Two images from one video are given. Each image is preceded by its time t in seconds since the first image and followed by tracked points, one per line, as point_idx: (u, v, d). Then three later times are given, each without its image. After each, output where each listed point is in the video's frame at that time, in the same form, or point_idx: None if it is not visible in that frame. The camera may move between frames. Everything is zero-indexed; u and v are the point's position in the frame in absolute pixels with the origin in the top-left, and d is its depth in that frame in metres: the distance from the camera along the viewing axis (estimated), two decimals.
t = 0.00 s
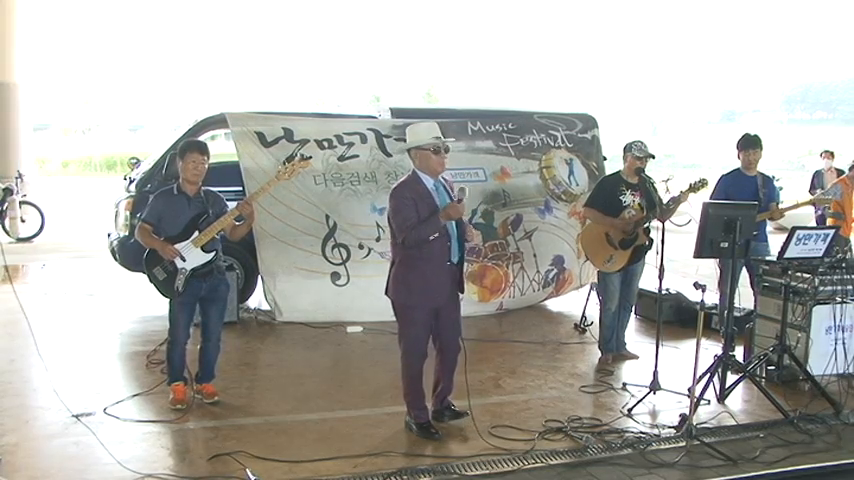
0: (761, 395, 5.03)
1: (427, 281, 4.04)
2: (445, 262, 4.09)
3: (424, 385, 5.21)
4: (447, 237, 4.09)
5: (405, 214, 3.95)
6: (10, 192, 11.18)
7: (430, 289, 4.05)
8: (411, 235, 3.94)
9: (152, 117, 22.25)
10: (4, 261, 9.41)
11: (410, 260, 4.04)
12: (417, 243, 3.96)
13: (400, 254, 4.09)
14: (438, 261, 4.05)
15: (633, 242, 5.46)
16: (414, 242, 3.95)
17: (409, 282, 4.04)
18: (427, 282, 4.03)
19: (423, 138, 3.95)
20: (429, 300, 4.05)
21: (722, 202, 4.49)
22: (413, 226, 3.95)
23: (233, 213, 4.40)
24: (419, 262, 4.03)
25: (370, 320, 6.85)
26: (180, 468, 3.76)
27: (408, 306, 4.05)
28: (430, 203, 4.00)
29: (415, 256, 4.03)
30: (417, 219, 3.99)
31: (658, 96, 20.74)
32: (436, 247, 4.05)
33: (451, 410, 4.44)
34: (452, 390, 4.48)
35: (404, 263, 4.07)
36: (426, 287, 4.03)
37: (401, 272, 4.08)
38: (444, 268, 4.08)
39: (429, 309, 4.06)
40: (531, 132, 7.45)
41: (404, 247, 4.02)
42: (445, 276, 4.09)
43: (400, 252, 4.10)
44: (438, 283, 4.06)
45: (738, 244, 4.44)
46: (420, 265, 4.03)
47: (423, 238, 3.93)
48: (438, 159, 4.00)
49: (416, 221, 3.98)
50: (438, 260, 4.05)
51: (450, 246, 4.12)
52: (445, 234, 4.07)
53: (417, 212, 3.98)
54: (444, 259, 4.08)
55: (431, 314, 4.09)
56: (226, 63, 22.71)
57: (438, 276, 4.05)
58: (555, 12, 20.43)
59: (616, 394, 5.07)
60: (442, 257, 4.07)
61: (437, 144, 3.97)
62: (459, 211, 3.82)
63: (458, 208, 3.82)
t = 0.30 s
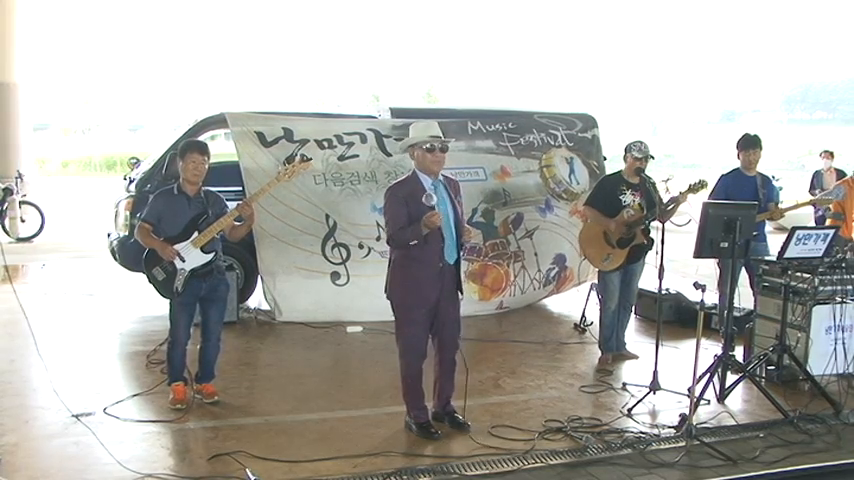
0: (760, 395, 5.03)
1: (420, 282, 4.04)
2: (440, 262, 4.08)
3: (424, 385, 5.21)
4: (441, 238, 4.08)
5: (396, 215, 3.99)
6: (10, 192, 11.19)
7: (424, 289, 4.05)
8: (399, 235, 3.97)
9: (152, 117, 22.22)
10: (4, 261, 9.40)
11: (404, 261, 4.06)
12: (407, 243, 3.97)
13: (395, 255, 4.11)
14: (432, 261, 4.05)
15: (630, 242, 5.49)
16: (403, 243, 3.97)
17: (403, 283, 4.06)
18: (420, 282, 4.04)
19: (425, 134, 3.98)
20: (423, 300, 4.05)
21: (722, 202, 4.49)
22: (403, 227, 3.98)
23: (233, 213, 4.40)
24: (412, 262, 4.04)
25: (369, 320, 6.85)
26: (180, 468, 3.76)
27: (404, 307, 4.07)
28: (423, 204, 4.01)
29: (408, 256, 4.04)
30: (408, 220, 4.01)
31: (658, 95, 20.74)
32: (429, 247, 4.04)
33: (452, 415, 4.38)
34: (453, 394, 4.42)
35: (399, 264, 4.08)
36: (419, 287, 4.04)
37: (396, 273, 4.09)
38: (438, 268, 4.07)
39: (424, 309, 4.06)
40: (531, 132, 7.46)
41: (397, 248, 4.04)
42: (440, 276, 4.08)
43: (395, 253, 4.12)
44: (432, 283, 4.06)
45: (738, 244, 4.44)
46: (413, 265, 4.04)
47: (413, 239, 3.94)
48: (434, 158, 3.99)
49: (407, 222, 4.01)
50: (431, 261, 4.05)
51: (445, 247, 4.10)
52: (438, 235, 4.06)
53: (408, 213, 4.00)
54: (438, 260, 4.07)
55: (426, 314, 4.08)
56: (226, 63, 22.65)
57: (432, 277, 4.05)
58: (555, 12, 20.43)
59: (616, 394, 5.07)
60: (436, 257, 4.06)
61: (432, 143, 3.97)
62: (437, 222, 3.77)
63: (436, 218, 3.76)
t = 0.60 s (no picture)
0: (760, 395, 5.04)
1: (417, 286, 4.04)
2: (437, 267, 4.08)
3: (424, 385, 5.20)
4: (437, 243, 4.07)
5: (393, 221, 4.01)
6: (10, 193, 11.18)
7: (421, 294, 4.05)
8: (395, 239, 3.99)
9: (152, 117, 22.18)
10: (4, 261, 9.40)
11: (401, 266, 4.07)
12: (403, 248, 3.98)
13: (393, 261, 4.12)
14: (428, 266, 4.05)
15: (625, 241, 5.47)
16: (399, 248, 3.99)
17: (401, 288, 4.07)
18: (417, 287, 4.04)
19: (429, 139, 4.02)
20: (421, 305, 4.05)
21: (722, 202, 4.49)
22: (399, 232, 4.00)
23: (233, 214, 4.40)
24: (408, 267, 4.04)
25: (369, 319, 6.85)
26: (180, 468, 3.76)
27: (403, 311, 4.07)
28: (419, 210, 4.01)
29: (405, 261, 4.05)
30: (405, 225, 4.02)
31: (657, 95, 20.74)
32: (426, 253, 4.04)
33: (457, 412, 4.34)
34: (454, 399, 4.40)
35: (397, 269, 4.10)
36: (415, 292, 4.04)
37: (394, 278, 4.11)
38: (435, 272, 4.07)
39: (421, 314, 4.06)
40: (531, 131, 7.47)
41: (394, 253, 4.06)
42: (437, 281, 4.08)
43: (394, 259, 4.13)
44: (429, 288, 4.05)
45: (738, 244, 4.44)
46: (409, 270, 4.05)
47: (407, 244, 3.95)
48: (433, 164, 3.98)
49: (404, 228, 4.03)
50: (427, 265, 4.04)
51: (442, 252, 4.09)
52: (435, 241, 4.06)
53: (404, 219, 4.02)
54: (435, 265, 4.07)
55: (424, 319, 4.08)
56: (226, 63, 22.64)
57: (429, 282, 4.05)
58: (554, 12, 20.42)
59: (615, 394, 5.07)
60: (433, 261, 4.06)
61: (432, 149, 3.97)
62: (429, 226, 3.78)
63: (428, 224, 3.77)
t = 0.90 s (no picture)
0: (760, 395, 5.04)
1: (418, 282, 4.06)
2: (438, 261, 4.07)
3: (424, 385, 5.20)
4: (438, 237, 4.06)
5: (395, 213, 4.03)
6: (10, 192, 11.19)
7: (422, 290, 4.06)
8: (394, 233, 4.02)
9: (152, 117, 22.18)
10: (4, 261, 9.41)
11: (404, 261, 4.09)
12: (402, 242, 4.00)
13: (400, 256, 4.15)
14: (429, 261, 4.05)
15: (620, 238, 5.47)
16: (400, 241, 4.01)
17: (404, 282, 4.10)
18: (419, 283, 4.06)
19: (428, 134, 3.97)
20: (422, 301, 4.06)
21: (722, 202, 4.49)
22: (400, 224, 4.02)
23: (234, 213, 4.40)
24: (411, 262, 4.06)
25: (369, 319, 6.84)
26: (180, 468, 3.76)
27: (406, 307, 4.10)
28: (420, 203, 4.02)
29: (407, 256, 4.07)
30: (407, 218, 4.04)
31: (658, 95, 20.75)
32: (426, 247, 4.05)
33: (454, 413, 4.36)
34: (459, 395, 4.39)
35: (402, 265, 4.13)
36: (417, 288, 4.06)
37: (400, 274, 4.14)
38: (436, 268, 4.07)
39: (424, 310, 4.07)
40: (531, 131, 7.47)
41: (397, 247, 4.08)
42: (438, 277, 4.07)
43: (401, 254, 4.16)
44: (430, 284, 4.06)
45: (738, 244, 4.44)
46: (410, 266, 4.07)
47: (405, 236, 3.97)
48: (432, 157, 3.96)
49: (405, 220, 4.04)
50: (427, 260, 4.05)
51: (443, 246, 4.08)
52: (436, 234, 4.06)
53: (406, 211, 4.03)
54: (436, 259, 4.06)
55: (427, 315, 4.08)
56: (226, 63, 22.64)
57: (429, 276, 4.05)
58: (555, 12, 20.41)
59: (616, 394, 5.07)
60: (433, 256, 4.06)
61: (431, 143, 3.94)
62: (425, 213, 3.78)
63: (424, 210, 3.77)
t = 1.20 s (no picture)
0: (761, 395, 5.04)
1: (427, 280, 4.07)
2: (447, 260, 4.08)
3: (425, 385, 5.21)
4: (448, 235, 4.08)
5: (406, 209, 4.07)
6: (10, 193, 11.19)
7: (430, 288, 4.07)
8: (404, 229, 4.04)
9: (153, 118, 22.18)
10: (4, 261, 9.41)
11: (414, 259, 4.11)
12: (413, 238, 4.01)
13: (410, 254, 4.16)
14: (438, 259, 4.06)
15: (618, 240, 5.49)
16: (409, 237, 4.02)
17: (413, 279, 4.12)
18: (428, 281, 4.07)
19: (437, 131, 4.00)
20: (430, 300, 4.08)
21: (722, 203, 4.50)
22: (409, 220, 4.05)
23: (234, 214, 4.41)
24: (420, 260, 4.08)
25: (369, 319, 6.85)
26: (181, 468, 3.76)
27: (414, 305, 4.12)
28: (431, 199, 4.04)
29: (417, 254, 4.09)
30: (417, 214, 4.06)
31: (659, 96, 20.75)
32: (436, 245, 4.06)
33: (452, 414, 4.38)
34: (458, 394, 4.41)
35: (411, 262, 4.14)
36: (426, 287, 4.07)
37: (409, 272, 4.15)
38: (445, 267, 4.08)
39: (431, 309, 4.09)
40: (532, 130, 7.49)
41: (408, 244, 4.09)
42: (447, 275, 4.09)
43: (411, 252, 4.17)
44: (438, 283, 4.07)
45: (739, 243, 4.44)
46: (420, 263, 4.08)
47: (413, 232, 4.00)
48: (439, 154, 3.98)
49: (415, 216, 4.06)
50: (436, 259, 4.06)
51: (452, 244, 4.09)
52: (444, 232, 4.07)
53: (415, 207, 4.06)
54: (445, 257, 4.08)
55: (434, 314, 4.10)
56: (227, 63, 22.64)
57: (438, 274, 4.07)
58: (555, 12, 20.40)
59: (616, 394, 5.07)
60: (443, 254, 4.07)
61: (439, 140, 3.97)
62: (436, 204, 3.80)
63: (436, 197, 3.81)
